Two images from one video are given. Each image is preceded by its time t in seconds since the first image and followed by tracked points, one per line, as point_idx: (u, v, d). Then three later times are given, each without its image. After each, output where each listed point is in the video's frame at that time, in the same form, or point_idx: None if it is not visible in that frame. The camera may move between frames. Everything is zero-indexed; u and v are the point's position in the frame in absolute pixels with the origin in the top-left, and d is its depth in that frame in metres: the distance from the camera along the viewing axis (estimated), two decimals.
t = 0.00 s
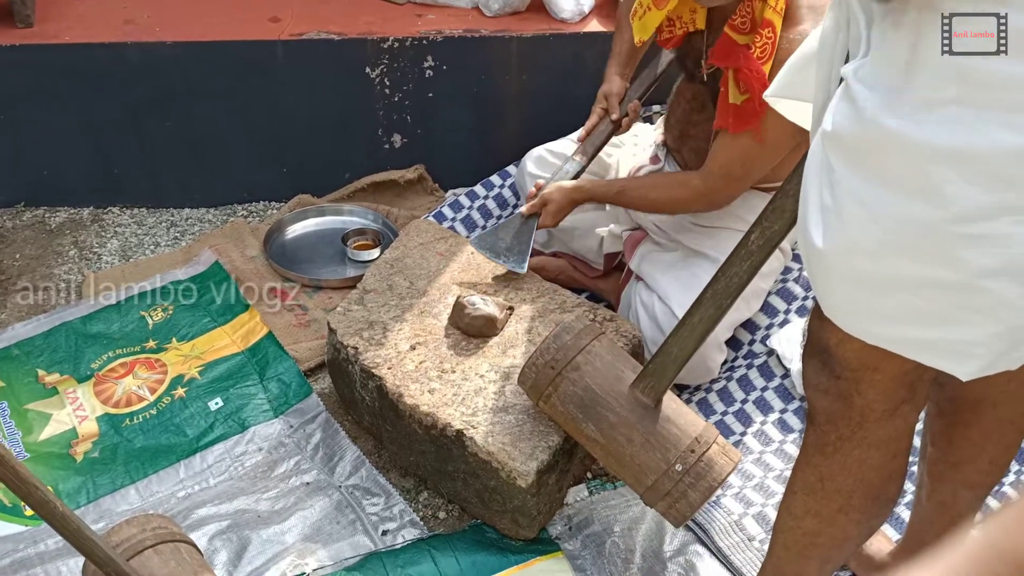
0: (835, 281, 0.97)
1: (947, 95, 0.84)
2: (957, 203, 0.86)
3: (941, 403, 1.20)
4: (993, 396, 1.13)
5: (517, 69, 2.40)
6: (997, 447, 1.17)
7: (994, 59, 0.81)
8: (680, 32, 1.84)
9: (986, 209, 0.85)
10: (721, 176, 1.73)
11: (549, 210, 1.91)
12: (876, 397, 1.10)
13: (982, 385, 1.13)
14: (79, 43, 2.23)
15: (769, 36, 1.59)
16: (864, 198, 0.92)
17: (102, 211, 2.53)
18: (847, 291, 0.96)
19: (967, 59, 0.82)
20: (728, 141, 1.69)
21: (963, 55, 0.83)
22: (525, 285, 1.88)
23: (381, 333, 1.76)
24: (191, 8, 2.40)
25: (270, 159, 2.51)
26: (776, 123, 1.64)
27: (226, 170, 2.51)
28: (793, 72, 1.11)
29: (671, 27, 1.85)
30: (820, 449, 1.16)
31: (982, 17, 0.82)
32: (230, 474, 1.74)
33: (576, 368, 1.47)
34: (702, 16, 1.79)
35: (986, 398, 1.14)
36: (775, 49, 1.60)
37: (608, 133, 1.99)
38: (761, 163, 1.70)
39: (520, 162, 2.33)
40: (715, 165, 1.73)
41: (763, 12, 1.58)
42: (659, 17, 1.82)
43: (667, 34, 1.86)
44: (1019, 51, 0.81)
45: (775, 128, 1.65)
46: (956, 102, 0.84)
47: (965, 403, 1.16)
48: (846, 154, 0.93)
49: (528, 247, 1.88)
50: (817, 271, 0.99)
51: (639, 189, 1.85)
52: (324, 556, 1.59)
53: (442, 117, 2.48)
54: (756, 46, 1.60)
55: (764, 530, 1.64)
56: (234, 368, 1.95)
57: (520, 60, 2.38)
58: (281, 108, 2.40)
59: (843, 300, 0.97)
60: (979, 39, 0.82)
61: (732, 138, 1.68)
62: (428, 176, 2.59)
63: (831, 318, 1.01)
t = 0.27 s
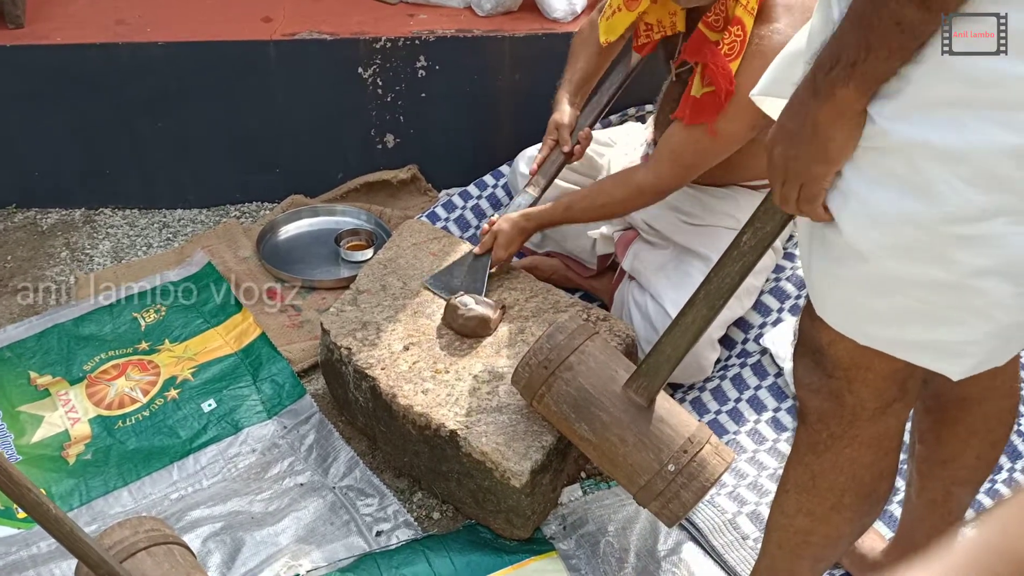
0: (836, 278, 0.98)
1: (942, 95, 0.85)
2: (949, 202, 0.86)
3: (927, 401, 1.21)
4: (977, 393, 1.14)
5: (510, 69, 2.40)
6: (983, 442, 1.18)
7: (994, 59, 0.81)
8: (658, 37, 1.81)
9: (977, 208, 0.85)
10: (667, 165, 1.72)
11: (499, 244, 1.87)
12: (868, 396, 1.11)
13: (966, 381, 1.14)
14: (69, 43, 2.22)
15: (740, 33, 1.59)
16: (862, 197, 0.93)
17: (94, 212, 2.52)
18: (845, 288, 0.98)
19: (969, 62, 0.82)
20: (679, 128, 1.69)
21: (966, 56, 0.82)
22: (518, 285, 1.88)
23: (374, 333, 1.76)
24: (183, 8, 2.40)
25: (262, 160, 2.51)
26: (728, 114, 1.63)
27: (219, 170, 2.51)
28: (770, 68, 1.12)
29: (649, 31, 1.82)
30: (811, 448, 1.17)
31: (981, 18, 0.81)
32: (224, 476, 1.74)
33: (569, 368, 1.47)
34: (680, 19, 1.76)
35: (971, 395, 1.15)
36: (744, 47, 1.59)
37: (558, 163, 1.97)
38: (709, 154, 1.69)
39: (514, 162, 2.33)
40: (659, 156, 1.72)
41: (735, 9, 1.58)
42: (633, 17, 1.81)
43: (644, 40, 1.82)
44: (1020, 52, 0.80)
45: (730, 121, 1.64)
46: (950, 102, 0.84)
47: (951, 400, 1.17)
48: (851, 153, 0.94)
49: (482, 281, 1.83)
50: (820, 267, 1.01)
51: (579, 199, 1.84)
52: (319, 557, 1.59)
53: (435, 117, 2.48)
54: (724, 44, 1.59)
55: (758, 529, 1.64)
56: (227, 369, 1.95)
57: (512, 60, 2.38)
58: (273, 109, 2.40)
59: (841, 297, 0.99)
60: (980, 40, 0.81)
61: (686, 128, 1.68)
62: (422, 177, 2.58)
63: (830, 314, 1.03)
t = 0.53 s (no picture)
0: (813, 264, 0.99)
1: (925, 85, 0.86)
2: (928, 189, 0.88)
3: (923, 397, 1.22)
4: (973, 390, 1.15)
5: (504, 70, 2.40)
6: (978, 439, 1.19)
7: (994, 59, 0.81)
8: (646, 31, 1.86)
9: (956, 196, 0.87)
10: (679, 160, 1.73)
11: (510, 251, 1.84)
12: (857, 391, 1.11)
13: (958, 378, 1.15)
14: (63, 45, 2.22)
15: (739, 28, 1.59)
16: (841, 184, 0.94)
17: (89, 214, 2.52)
18: (822, 274, 0.99)
19: (969, 61, 0.82)
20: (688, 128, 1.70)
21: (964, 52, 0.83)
22: (513, 285, 1.88)
23: (369, 334, 1.76)
24: (176, 10, 2.39)
25: (257, 162, 2.50)
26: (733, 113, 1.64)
27: (213, 172, 2.51)
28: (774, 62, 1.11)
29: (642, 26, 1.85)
30: (802, 443, 1.17)
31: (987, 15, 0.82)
32: (219, 478, 1.74)
33: (566, 367, 1.48)
34: (667, 16, 1.81)
35: (966, 392, 1.15)
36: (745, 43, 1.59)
37: (567, 166, 1.94)
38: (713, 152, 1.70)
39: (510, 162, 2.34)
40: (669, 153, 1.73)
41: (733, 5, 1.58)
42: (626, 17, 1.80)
43: (633, 33, 1.88)
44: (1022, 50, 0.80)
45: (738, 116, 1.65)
46: (931, 92, 0.85)
47: (945, 396, 1.18)
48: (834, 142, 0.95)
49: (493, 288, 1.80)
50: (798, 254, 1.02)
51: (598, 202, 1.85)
52: (314, 559, 1.59)
53: (429, 118, 2.48)
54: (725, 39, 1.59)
55: (753, 527, 1.65)
56: (222, 370, 1.94)
57: (507, 61, 2.38)
58: (268, 110, 2.40)
59: (817, 284, 1.00)
60: (981, 38, 0.81)
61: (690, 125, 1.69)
62: (417, 178, 2.59)
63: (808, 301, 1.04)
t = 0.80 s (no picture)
0: (813, 262, 0.99)
1: (925, 87, 0.85)
2: (929, 192, 0.88)
3: (919, 397, 1.21)
4: (972, 388, 1.15)
5: (501, 70, 2.40)
6: (975, 438, 1.19)
7: (994, 59, 0.81)
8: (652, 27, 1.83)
9: (956, 197, 0.87)
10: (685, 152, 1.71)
11: (521, 260, 1.82)
12: (851, 388, 1.12)
13: (955, 376, 1.15)
14: (58, 47, 2.22)
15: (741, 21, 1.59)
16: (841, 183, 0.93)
17: (85, 216, 2.52)
18: (821, 273, 0.99)
19: (969, 61, 0.82)
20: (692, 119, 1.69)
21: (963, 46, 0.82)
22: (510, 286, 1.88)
23: (366, 335, 1.76)
24: (172, 12, 2.40)
25: (253, 163, 2.51)
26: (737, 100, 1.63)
27: (209, 173, 2.51)
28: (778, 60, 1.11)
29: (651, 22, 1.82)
30: (796, 441, 1.18)
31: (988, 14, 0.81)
32: (216, 479, 1.74)
33: (562, 368, 1.48)
34: (670, 11, 1.79)
35: (964, 390, 1.16)
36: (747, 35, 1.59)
37: (572, 176, 1.93)
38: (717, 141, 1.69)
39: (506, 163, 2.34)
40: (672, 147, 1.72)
41: None
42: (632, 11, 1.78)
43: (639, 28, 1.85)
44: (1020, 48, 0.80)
45: (743, 107, 1.64)
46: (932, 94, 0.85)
47: (943, 394, 1.17)
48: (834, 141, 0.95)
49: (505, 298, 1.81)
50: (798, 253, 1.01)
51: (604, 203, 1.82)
52: (311, 560, 1.59)
53: (425, 119, 2.48)
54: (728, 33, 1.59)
55: (749, 527, 1.65)
56: (219, 372, 1.94)
57: (502, 62, 2.38)
58: (264, 111, 2.40)
59: (816, 282, 1.00)
60: (980, 36, 0.81)
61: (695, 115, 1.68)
62: (413, 179, 2.59)
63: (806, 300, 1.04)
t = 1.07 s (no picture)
0: (826, 262, 0.96)
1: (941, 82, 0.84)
2: (945, 190, 0.84)
3: (926, 395, 1.21)
4: (978, 386, 1.14)
5: (499, 72, 2.40)
6: (980, 437, 1.18)
7: (995, 59, 0.81)
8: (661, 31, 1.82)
9: (973, 198, 0.83)
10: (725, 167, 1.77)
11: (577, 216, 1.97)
12: (847, 385, 1.12)
13: (962, 373, 1.15)
14: (56, 49, 2.22)
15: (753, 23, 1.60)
16: (865, 181, 0.91)
17: (83, 218, 2.52)
18: (834, 273, 0.95)
19: (968, 59, 0.82)
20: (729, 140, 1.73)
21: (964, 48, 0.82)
22: (508, 287, 1.89)
23: (364, 337, 1.77)
24: (169, 14, 2.40)
25: (251, 165, 2.51)
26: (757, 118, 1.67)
27: (207, 175, 2.51)
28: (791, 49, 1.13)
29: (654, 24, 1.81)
30: (790, 437, 1.18)
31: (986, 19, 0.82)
32: (215, 481, 1.74)
33: (554, 374, 1.48)
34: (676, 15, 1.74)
35: (970, 389, 1.15)
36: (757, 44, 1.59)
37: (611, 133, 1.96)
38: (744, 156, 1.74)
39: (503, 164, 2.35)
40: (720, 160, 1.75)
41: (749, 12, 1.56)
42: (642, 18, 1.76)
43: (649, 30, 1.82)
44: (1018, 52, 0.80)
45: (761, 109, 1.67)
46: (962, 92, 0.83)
47: (948, 391, 1.17)
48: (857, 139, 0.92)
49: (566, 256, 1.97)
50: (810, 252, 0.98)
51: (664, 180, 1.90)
52: (310, 561, 1.59)
53: (423, 120, 2.48)
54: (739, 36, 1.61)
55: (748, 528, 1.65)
56: (217, 373, 1.94)
57: (500, 63, 2.39)
58: (262, 113, 2.40)
59: (827, 282, 0.97)
60: (980, 38, 0.81)
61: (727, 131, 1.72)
62: (411, 180, 2.59)
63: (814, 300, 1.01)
